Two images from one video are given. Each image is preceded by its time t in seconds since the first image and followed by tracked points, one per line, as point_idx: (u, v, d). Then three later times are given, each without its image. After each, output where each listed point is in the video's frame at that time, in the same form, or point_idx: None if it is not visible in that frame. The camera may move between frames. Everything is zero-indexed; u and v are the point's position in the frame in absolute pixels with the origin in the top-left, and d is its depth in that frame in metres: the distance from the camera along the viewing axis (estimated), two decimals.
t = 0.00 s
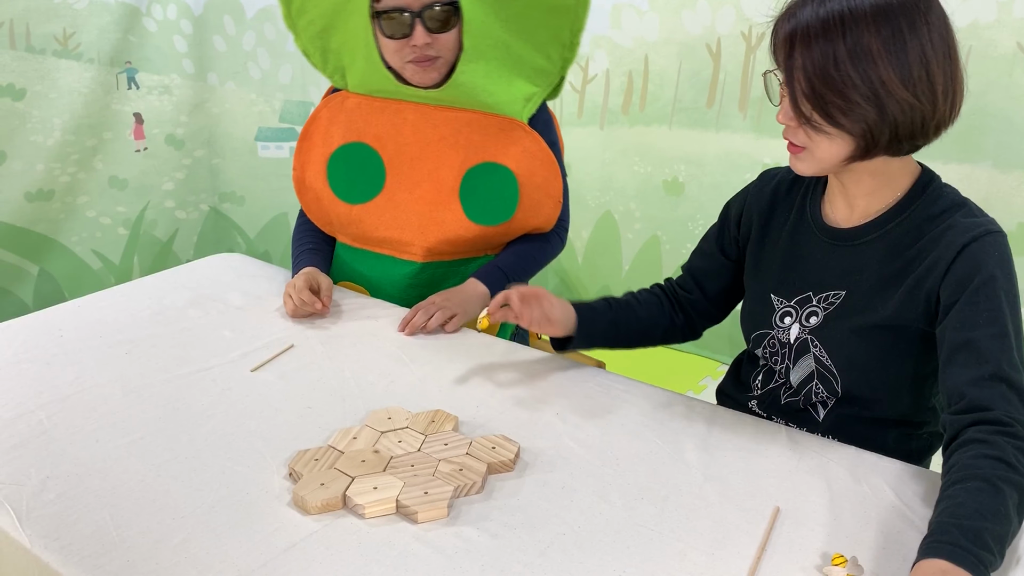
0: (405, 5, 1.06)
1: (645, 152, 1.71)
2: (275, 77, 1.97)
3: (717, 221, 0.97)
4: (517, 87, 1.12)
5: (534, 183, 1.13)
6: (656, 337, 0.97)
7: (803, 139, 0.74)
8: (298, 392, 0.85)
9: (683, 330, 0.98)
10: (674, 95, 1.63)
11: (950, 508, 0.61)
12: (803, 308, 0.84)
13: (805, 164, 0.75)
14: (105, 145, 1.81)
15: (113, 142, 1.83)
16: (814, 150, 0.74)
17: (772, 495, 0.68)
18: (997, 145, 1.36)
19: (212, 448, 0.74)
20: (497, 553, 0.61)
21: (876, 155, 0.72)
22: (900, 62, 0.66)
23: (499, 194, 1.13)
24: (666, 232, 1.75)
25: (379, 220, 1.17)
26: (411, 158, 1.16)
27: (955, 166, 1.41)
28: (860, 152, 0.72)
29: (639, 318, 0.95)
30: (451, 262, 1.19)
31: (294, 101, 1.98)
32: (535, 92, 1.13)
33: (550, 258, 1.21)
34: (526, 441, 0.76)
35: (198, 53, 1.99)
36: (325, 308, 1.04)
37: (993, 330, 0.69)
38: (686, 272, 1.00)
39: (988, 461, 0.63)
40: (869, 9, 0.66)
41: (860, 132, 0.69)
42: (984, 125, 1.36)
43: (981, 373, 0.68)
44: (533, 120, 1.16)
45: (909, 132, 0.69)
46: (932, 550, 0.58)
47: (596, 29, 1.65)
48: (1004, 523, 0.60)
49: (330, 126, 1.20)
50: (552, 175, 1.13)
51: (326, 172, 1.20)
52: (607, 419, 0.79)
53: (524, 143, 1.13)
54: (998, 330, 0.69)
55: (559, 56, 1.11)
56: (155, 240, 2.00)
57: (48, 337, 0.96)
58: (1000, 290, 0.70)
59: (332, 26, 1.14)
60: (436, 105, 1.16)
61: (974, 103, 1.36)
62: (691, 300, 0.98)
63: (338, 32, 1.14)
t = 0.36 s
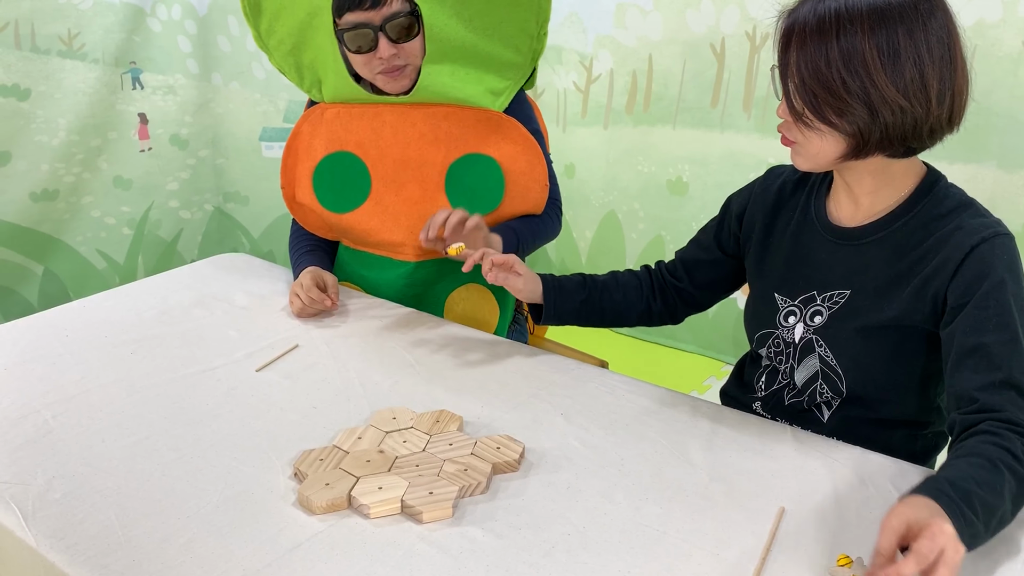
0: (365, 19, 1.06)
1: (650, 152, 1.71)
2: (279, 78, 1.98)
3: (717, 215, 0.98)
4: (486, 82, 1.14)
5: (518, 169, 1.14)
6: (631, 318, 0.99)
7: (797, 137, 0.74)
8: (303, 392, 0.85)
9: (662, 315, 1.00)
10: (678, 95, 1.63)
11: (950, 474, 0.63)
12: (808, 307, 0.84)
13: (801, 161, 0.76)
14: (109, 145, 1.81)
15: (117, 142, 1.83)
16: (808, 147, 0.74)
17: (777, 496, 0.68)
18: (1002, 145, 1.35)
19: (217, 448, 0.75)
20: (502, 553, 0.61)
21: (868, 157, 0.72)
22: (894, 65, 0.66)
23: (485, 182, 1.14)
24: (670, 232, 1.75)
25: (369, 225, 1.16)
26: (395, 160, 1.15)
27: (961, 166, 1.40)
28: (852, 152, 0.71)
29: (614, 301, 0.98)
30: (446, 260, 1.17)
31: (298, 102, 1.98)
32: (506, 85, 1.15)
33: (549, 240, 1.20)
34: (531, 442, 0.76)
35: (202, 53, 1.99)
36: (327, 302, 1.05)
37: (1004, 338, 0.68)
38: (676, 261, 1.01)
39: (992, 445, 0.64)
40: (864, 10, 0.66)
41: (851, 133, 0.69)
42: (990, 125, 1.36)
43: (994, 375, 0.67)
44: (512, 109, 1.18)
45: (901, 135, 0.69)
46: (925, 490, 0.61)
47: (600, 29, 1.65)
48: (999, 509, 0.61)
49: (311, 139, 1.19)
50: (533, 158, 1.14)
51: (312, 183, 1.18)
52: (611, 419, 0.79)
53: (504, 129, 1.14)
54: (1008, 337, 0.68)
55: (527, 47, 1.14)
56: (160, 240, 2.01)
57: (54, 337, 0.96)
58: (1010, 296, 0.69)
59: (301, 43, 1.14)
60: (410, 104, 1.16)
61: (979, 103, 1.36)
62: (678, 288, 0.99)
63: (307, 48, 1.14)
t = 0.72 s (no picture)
0: (367, 27, 1.05)
1: (654, 153, 1.71)
2: (282, 78, 1.98)
3: (723, 215, 0.98)
4: (490, 83, 1.14)
5: (525, 166, 1.15)
6: (638, 319, 0.99)
7: (807, 139, 0.73)
8: (308, 392, 0.85)
9: (668, 316, 1.00)
10: (682, 95, 1.63)
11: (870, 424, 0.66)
12: (812, 307, 0.84)
13: (811, 164, 0.75)
14: (114, 146, 1.82)
15: (122, 143, 1.83)
16: (817, 149, 0.73)
17: (784, 497, 0.68)
18: (1007, 146, 1.35)
19: (222, 448, 0.75)
20: (508, 554, 0.61)
21: (879, 157, 0.71)
22: (903, 64, 0.66)
23: (493, 179, 1.15)
24: (674, 232, 1.74)
25: (381, 227, 1.17)
26: (403, 162, 1.15)
27: (965, 166, 1.40)
28: (863, 153, 0.71)
29: (619, 303, 0.98)
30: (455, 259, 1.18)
31: (302, 102, 1.98)
32: (511, 88, 1.15)
33: (561, 241, 1.19)
34: (536, 442, 0.76)
35: (206, 54, 2.00)
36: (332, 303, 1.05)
37: (979, 330, 0.68)
38: (683, 261, 1.01)
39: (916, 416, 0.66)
40: (870, 11, 0.66)
41: (862, 133, 0.69)
42: (994, 125, 1.35)
43: (955, 363, 0.68)
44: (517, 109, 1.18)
45: (912, 133, 0.68)
46: (838, 416, 0.64)
47: (603, 29, 1.65)
48: (869, 471, 0.63)
49: (319, 144, 1.19)
50: (541, 154, 1.15)
51: (324, 188, 1.19)
52: (616, 420, 0.79)
53: (510, 127, 1.14)
54: (982, 329, 0.68)
55: (532, 50, 1.13)
56: (164, 241, 2.01)
57: (59, 337, 0.97)
58: (1002, 293, 0.69)
59: (305, 49, 1.13)
60: (414, 105, 1.15)
61: (983, 103, 1.36)
62: (684, 289, 0.99)
63: (312, 54, 1.14)
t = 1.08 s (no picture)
0: (383, 30, 1.05)
1: (656, 155, 1.71)
2: (285, 80, 1.98)
3: (724, 221, 0.98)
4: (503, 89, 1.14)
5: (537, 174, 1.15)
6: (646, 324, 0.99)
7: (808, 139, 0.73)
8: (312, 394, 0.85)
9: (675, 322, 1.00)
10: (684, 97, 1.63)
11: (780, 402, 0.69)
12: (802, 308, 0.84)
13: (811, 165, 0.75)
14: (117, 148, 1.82)
15: (125, 145, 1.84)
16: (821, 149, 0.73)
17: (787, 498, 0.68)
18: (1009, 147, 1.35)
19: (226, 450, 0.75)
20: (511, 555, 0.61)
21: (879, 152, 0.71)
22: (904, 58, 0.66)
23: (503, 186, 1.15)
24: (676, 234, 1.75)
25: (389, 229, 1.17)
26: (413, 165, 1.16)
27: (968, 167, 1.40)
28: (868, 149, 0.71)
29: (628, 308, 0.98)
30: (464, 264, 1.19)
31: (305, 105, 1.99)
32: (524, 94, 1.15)
33: (568, 249, 1.19)
34: (539, 444, 0.76)
35: (209, 56, 2.00)
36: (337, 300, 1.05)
37: (919, 316, 0.68)
38: (688, 268, 1.01)
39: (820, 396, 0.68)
40: (867, 8, 0.65)
41: (867, 129, 0.69)
42: (997, 127, 1.35)
43: (884, 347, 0.69)
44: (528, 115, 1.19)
45: (913, 126, 0.68)
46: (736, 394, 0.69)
47: (606, 31, 1.66)
48: (755, 446, 0.67)
49: (330, 144, 1.19)
50: (553, 162, 1.15)
51: (333, 188, 1.19)
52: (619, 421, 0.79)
53: (522, 134, 1.15)
54: (922, 316, 0.68)
55: (547, 57, 1.13)
56: (167, 243, 2.02)
57: (64, 339, 0.97)
58: (965, 283, 0.68)
59: (319, 49, 1.13)
60: (427, 108, 1.15)
61: (986, 105, 1.35)
62: (689, 296, 0.99)
63: (325, 54, 1.14)
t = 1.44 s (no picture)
0: (402, 29, 1.07)
1: (656, 158, 1.71)
2: (286, 84, 1.98)
3: (719, 230, 0.99)
4: (516, 94, 1.16)
5: (543, 183, 1.16)
6: (652, 335, 0.99)
7: (790, 139, 0.73)
8: (313, 398, 0.85)
9: (678, 335, 1.00)
10: (684, 100, 1.63)
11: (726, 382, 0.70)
12: (789, 312, 0.84)
13: (793, 165, 0.75)
14: (118, 153, 1.83)
15: (126, 149, 1.84)
16: (802, 149, 0.73)
17: (788, 501, 0.68)
18: (1009, 149, 1.34)
19: (228, 454, 0.75)
20: (513, 559, 0.61)
21: (861, 151, 0.71)
22: (885, 58, 0.66)
23: (509, 193, 1.16)
24: (677, 237, 1.75)
25: (394, 230, 1.17)
26: (422, 167, 1.16)
27: (968, 170, 1.39)
28: (849, 149, 0.71)
29: (634, 316, 0.98)
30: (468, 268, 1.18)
31: (305, 108, 2.00)
32: (536, 102, 1.17)
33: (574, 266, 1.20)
34: (540, 447, 0.76)
35: (211, 60, 2.01)
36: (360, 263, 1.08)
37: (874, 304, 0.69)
38: (687, 280, 1.01)
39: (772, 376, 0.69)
40: (848, 9, 0.66)
41: (847, 130, 0.69)
42: (997, 130, 1.35)
43: (838, 333, 0.69)
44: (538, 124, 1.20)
45: (894, 126, 0.69)
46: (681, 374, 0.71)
47: (606, 35, 1.66)
48: (697, 424, 0.68)
49: (339, 142, 1.18)
50: (560, 173, 1.16)
51: (339, 186, 1.18)
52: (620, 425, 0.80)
53: (531, 143, 1.16)
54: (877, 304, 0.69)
55: (561, 66, 1.15)
56: (168, 247, 2.02)
57: (66, 343, 0.97)
58: (928, 276, 0.68)
59: (335, 46, 1.14)
60: (439, 112, 1.16)
61: (986, 107, 1.35)
62: (689, 306, 0.99)
63: (341, 51, 1.15)
